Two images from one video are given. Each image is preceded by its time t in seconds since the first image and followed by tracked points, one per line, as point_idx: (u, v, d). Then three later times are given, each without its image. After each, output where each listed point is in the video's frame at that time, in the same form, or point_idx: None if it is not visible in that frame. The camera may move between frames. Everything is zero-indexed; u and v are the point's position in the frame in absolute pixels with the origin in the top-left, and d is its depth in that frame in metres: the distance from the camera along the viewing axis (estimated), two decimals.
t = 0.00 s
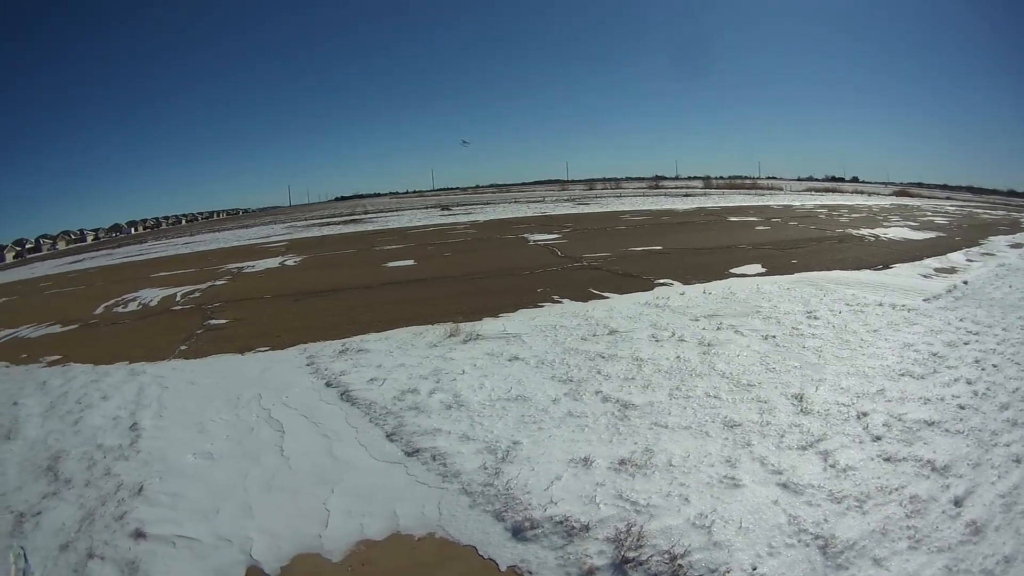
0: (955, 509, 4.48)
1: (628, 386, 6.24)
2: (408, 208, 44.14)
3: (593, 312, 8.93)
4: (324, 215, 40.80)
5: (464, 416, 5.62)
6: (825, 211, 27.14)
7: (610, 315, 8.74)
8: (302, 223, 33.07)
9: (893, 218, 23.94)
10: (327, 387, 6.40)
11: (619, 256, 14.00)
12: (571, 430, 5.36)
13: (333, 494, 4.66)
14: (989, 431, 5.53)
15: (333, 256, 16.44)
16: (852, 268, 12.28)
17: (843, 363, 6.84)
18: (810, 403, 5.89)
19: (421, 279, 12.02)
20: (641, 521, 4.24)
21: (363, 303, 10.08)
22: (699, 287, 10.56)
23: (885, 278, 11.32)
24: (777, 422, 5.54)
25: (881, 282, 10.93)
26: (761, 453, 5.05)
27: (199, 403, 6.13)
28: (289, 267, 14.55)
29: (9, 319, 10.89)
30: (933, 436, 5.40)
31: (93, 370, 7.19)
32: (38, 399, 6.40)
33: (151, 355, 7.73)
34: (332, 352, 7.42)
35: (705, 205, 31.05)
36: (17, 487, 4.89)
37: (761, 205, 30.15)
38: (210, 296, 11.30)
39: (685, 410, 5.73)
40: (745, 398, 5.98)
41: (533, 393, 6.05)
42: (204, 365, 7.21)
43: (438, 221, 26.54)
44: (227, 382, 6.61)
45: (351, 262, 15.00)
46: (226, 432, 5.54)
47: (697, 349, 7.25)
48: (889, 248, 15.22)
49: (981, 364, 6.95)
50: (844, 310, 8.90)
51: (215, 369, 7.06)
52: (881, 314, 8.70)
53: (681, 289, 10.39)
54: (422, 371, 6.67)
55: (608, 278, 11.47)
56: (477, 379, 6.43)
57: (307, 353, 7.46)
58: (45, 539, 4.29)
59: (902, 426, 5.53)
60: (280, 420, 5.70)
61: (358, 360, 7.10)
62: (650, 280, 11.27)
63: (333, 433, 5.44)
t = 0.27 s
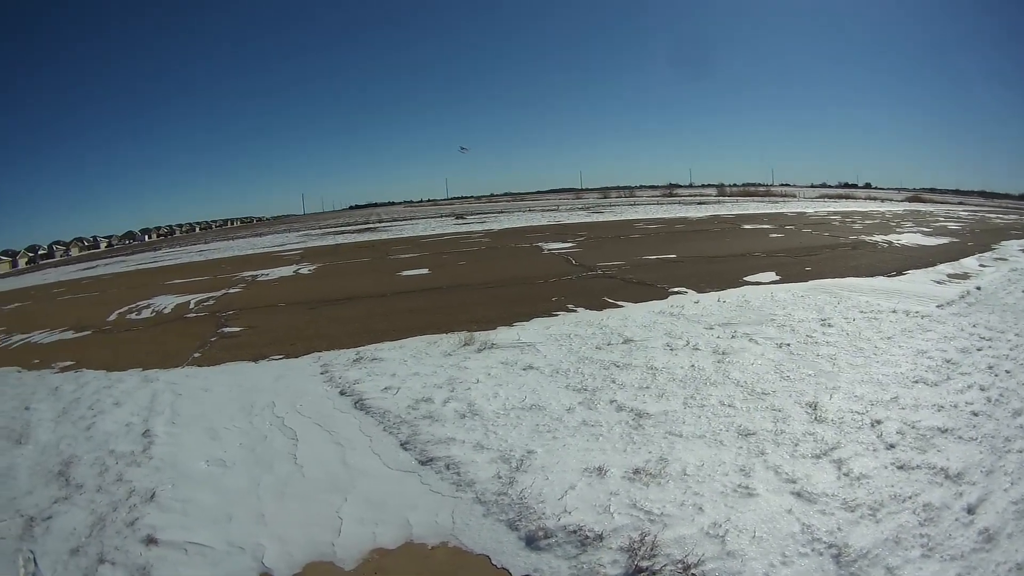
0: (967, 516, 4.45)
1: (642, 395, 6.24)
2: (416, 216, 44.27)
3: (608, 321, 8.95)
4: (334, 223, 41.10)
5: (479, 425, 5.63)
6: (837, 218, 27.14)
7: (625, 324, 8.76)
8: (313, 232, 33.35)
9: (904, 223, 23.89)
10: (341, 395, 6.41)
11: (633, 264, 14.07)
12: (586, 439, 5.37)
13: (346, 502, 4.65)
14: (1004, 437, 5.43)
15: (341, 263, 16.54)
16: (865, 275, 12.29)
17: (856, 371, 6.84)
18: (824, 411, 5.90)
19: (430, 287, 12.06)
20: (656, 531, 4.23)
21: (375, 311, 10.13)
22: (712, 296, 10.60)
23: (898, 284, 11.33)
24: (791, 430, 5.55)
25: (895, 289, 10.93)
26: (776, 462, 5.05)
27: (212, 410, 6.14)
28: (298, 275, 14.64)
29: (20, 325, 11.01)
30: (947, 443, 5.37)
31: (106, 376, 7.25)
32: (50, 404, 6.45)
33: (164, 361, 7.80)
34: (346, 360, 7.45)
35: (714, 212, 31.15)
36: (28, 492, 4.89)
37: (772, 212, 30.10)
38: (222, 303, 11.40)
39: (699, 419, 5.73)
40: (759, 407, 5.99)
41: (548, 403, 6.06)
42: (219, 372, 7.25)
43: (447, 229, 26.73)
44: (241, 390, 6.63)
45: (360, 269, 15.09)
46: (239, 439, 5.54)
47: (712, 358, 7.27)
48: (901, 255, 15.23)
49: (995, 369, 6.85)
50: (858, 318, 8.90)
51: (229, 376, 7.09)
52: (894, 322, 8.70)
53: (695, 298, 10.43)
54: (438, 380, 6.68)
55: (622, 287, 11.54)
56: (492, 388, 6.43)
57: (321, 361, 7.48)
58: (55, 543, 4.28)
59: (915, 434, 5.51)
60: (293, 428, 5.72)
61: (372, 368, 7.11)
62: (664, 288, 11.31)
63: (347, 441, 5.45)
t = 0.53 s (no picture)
0: (979, 520, 4.42)
1: (657, 396, 6.24)
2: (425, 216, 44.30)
3: (622, 322, 8.96)
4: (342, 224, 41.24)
5: (493, 426, 5.63)
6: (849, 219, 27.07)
7: (639, 324, 8.78)
8: (322, 232, 33.51)
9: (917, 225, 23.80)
10: (355, 394, 6.43)
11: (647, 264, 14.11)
12: (600, 440, 5.37)
13: (358, 502, 4.66)
14: (1018, 440, 5.40)
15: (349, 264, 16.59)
16: (880, 276, 12.31)
17: (870, 373, 6.83)
18: (838, 413, 5.90)
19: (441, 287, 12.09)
20: (669, 532, 4.23)
21: (388, 311, 10.16)
22: (727, 297, 10.63)
23: (912, 286, 11.32)
24: (805, 432, 5.55)
25: (909, 291, 10.92)
26: (789, 464, 5.05)
27: (224, 409, 6.16)
28: (307, 275, 14.70)
29: (31, 323, 11.10)
30: (960, 446, 5.35)
31: (118, 374, 7.29)
32: (62, 402, 6.48)
33: (176, 360, 7.84)
34: (360, 360, 7.47)
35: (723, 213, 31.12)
36: (39, 489, 4.91)
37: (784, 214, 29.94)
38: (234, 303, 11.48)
39: (713, 420, 5.74)
40: (773, 408, 5.99)
41: (562, 403, 6.07)
42: (232, 370, 7.28)
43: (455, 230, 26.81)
44: (252, 389, 6.64)
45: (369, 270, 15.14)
46: (251, 438, 5.55)
47: (726, 359, 7.28)
48: (914, 256, 15.23)
49: (1009, 372, 6.81)
50: (872, 319, 8.90)
51: (241, 375, 7.11)
52: (908, 324, 8.68)
53: (710, 298, 10.46)
54: (452, 380, 6.69)
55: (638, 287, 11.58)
56: (507, 388, 6.44)
57: (335, 360, 7.50)
58: (65, 540, 4.30)
59: (928, 436, 5.49)
60: (306, 427, 5.72)
61: (386, 368, 7.13)
62: (678, 289, 11.35)
63: (360, 441, 5.46)
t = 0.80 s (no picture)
0: (990, 529, 4.39)
1: (670, 401, 6.25)
2: (434, 218, 44.32)
3: (636, 326, 8.99)
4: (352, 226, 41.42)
5: (506, 429, 5.65)
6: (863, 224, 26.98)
7: (653, 329, 8.81)
8: (333, 234, 33.73)
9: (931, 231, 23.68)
10: (369, 396, 6.46)
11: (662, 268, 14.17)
12: (613, 444, 5.39)
13: (371, 503, 4.68)
14: None
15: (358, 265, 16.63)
16: (894, 283, 12.31)
17: (882, 380, 6.83)
18: (850, 420, 5.91)
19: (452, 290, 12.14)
20: (680, 538, 4.23)
21: (400, 313, 10.21)
22: (740, 302, 10.66)
23: (926, 292, 11.31)
24: (817, 439, 5.56)
25: (923, 297, 10.92)
26: (801, 470, 5.06)
27: (237, 409, 6.19)
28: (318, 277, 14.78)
29: (43, 321, 11.20)
30: (972, 453, 5.33)
31: (130, 373, 7.34)
32: (74, 400, 6.52)
33: (189, 359, 7.89)
34: (374, 362, 7.52)
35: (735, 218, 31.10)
36: (49, 485, 4.94)
37: (796, 219, 29.80)
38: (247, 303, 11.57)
39: (726, 426, 5.76)
40: (786, 414, 6.01)
41: (576, 408, 6.09)
42: (247, 371, 7.34)
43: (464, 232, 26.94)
44: (265, 390, 6.67)
45: (380, 271, 15.22)
46: (264, 439, 5.58)
47: (740, 364, 7.30)
48: (927, 262, 15.21)
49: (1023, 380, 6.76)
50: (886, 326, 8.90)
51: (255, 375, 7.16)
52: (922, 330, 8.67)
53: (724, 304, 10.49)
54: (466, 383, 6.72)
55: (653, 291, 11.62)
56: (521, 392, 6.47)
57: (348, 362, 7.55)
58: (74, 537, 4.32)
59: (940, 444, 5.49)
60: (320, 428, 5.75)
61: (400, 371, 7.16)
62: (692, 294, 11.39)
63: (374, 443, 5.48)
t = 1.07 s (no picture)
0: (998, 533, 4.36)
1: (682, 401, 6.27)
2: (442, 217, 44.25)
3: (649, 325, 9.03)
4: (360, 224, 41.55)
5: (518, 427, 5.67)
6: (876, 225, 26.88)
7: (666, 328, 8.85)
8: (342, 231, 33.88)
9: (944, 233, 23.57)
10: (381, 393, 6.49)
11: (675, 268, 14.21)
12: (624, 443, 5.41)
13: (381, 500, 4.70)
14: None
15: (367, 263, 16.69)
16: (907, 284, 12.31)
17: (893, 382, 6.84)
18: (861, 421, 5.92)
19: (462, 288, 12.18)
20: (690, 538, 4.24)
21: (412, 310, 10.25)
22: (753, 302, 10.68)
23: (938, 295, 11.29)
24: (828, 440, 5.57)
25: (935, 299, 10.91)
26: (811, 472, 5.08)
27: (248, 405, 6.22)
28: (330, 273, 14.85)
29: (54, 316, 11.30)
30: (982, 457, 5.31)
31: (142, 368, 7.39)
32: (85, 394, 6.55)
33: (202, 354, 7.94)
34: (387, 359, 7.56)
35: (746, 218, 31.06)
36: (58, 479, 4.96)
37: (808, 220, 29.63)
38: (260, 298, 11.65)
39: (738, 426, 5.78)
40: (797, 415, 6.02)
41: (588, 406, 6.11)
42: (260, 366, 7.39)
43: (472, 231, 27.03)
44: (277, 386, 6.70)
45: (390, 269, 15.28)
46: (275, 435, 5.61)
47: (752, 365, 7.33)
48: (939, 264, 15.19)
49: None
50: (897, 327, 8.91)
51: (268, 371, 7.20)
52: (933, 333, 8.67)
53: (737, 304, 10.51)
54: (478, 381, 6.75)
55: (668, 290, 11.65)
56: (533, 390, 6.50)
57: (361, 359, 7.59)
58: (83, 530, 4.34)
59: (950, 447, 5.48)
60: (331, 425, 5.78)
61: (413, 368, 7.20)
62: (705, 293, 11.41)
63: (385, 440, 5.51)
